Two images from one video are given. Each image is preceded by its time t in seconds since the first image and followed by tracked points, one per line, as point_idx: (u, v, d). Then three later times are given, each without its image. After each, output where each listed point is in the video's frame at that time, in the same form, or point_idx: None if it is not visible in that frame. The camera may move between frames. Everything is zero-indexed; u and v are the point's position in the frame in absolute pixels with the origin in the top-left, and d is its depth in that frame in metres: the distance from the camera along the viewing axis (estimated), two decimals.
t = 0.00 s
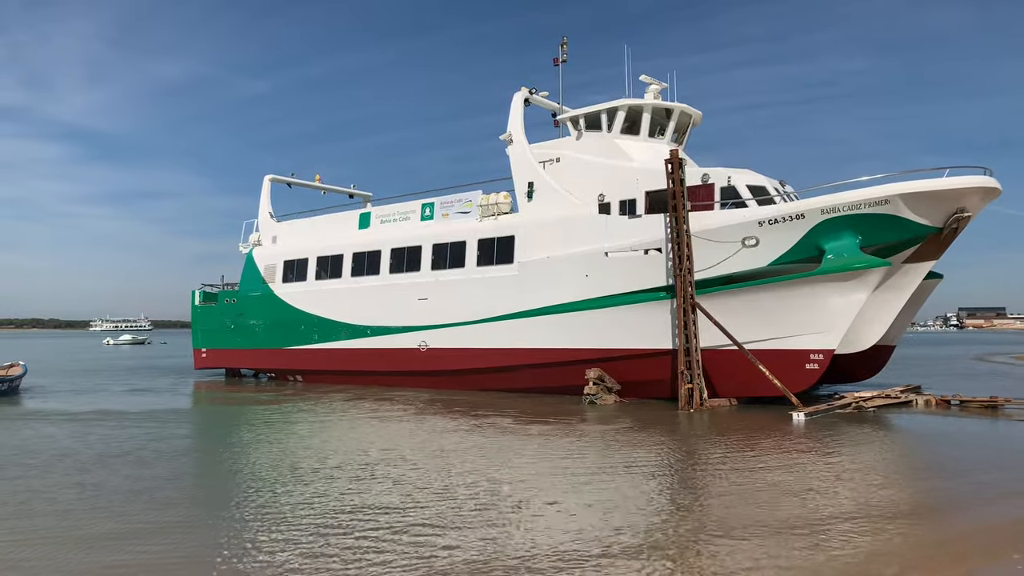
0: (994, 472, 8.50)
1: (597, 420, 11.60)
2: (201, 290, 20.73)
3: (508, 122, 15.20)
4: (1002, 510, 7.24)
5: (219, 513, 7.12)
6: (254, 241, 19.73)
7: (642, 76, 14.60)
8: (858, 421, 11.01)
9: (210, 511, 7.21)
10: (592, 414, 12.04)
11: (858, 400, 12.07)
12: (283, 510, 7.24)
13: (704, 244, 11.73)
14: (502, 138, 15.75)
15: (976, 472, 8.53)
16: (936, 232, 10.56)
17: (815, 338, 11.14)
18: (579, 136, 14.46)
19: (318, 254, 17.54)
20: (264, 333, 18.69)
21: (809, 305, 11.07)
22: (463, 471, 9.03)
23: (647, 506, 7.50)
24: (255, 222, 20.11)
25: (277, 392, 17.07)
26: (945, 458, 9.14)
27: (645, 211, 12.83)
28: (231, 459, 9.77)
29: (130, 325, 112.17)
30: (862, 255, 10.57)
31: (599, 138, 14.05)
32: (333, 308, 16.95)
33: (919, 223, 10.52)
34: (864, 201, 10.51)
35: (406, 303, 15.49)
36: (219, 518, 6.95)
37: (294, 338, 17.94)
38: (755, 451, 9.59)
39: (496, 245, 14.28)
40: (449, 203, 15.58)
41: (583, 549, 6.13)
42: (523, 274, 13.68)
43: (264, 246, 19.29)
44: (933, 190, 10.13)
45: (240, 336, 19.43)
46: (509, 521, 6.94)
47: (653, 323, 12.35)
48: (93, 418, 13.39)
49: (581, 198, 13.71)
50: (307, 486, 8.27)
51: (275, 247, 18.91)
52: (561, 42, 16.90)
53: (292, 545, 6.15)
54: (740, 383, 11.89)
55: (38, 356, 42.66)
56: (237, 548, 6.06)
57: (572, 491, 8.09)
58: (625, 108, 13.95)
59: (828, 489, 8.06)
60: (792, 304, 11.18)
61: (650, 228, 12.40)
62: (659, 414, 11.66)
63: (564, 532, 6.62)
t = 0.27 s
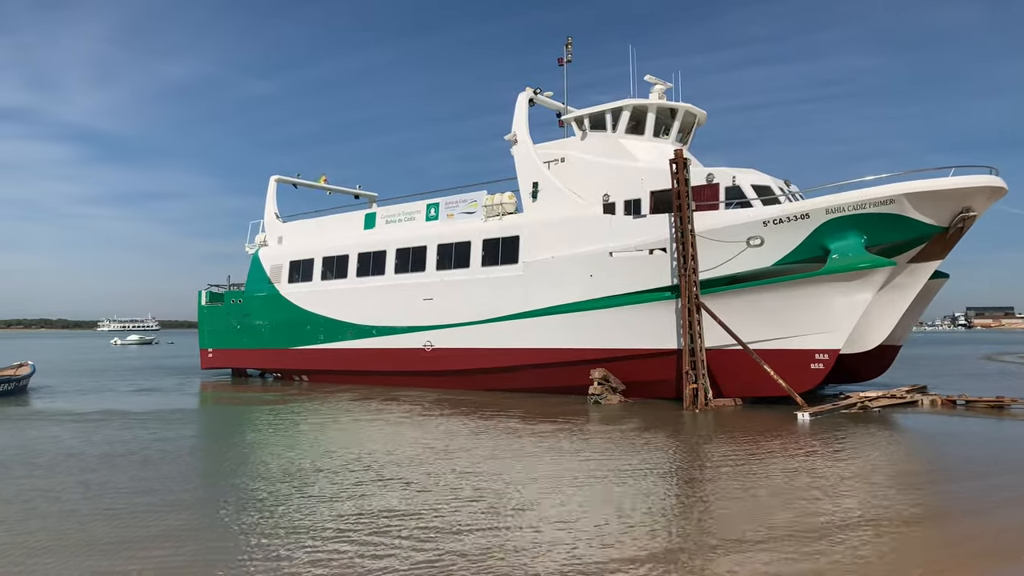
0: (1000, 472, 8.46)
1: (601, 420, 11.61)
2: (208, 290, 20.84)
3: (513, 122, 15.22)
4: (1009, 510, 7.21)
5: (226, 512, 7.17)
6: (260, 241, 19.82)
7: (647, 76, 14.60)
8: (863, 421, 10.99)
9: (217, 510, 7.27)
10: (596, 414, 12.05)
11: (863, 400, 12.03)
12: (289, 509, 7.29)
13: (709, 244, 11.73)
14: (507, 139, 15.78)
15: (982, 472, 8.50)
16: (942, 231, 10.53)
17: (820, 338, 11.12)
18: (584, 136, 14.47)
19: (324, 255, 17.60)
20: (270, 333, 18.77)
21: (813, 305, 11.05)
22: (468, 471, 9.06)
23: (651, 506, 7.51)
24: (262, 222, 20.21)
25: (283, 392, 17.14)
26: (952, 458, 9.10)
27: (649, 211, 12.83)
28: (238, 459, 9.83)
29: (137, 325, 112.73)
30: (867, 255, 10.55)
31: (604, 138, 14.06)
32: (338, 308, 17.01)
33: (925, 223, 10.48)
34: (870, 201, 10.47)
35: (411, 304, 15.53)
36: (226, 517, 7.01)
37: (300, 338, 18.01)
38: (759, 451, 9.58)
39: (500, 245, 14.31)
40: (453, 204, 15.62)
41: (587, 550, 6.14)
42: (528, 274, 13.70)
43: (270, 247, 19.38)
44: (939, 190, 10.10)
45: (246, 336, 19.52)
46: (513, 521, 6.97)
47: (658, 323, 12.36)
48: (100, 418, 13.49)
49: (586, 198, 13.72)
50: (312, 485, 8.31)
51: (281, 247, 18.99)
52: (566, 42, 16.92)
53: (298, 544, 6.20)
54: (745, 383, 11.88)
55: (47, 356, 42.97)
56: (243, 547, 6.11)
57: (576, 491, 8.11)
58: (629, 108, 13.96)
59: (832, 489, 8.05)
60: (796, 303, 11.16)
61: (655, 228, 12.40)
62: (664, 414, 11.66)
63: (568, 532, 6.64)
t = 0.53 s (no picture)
0: (1008, 472, 8.43)
1: (607, 419, 11.62)
2: (215, 290, 20.97)
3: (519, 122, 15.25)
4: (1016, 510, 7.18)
5: (235, 511, 7.24)
6: (268, 242, 19.93)
7: (653, 76, 14.60)
8: (869, 421, 10.96)
9: (226, 509, 7.34)
10: (602, 413, 12.07)
11: (870, 400, 12.00)
12: (297, 509, 7.36)
13: (715, 243, 11.73)
14: (513, 139, 15.82)
15: (989, 472, 8.47)
16: (949, 231, 10.49)
17: (826, 337, 11.10)
18: (590, 135, 14.49)
19: (330, 255, 17.69)
20: (277, 333, 18.87)
21: (820, 304, 11.03)
22: (474, 470, 9.10)
23: (657, 505, 7.53)
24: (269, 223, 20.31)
25: (290, 392, 17.23)
26: (959, 457, 9.08)
27: (655, 211, 12.84)
28: (246, 458, 9.90)
29: (146, 325, 113.42)
30: (874, 254, 10.52)
31: (610, 138, 14.07)
32: (345, 308, 17.09)
33: (932, 222, 10.45)
34: (876, 200, 10.45)
35: (417, 304, 15.59)
36: (235, 516, 7.08)
37: (307, 338, 18.10)
38: (765, 450, 9.58)
39: (506, 245, 14.34)
40: (459, 204, 15.67)
41: (592, 549, 6.17)
42: (534, 274, 13.73)
43: (277, 247, 19.48)
44: (946, 188, 10.07)
45: (253, 336, 19.63)
46: (520, 520, 7.01)
47: (664, 323, 12.36)
48: (110, 418, 13.60)
49: (592, 198, 13.73)
50: (320, 485, 8.37)
51: (288, 247, 19.09)
52: (572, 42, 16.94)
53: (306, 543, 6.26)
54: (751, 383, 11.87)
55: (56, 355, 43.33)
56: (252, 546, 6.17)
57: (582, 490, 8.14)
58: (635, 107, 13.97)
59: (839, 489, 8.04)
60: (803, 303, 11.14)
61: (660, 227, 12.40)
62: (670, 414, 11.67)
63: (574, 531, 6.68)
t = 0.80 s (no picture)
0: (1016, 471, 8.39)
1: (614, 419, 11.64)
2: (224, 290, 21.11)
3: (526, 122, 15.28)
4: None
5: (243, 511, 7.31)
6: (276, 242, 20.04)
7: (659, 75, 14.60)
8: (877, 420, 10.92)
9: (235, 508, 7.41)
10: (609, 413, 12.09)
11: (878, 399, 11.97)
12: (305, 508, 7.42)
13: (722, 243, 11.72)
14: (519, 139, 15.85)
15: (997, 471, 8.43)
16: (957, 230, 10.46)
17: (834, 336, 11.08)
18: (596, 135, 14.51)
19: (338, 255, 17.78)
20: (285, 333, 18.98)
21: (827, 303, 11.01)
22: (481, 470, 9.15)
23: (663, 505, 7.54)
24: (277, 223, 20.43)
25: (298, 391, 17.33)
26: (967, 456, 9.05)
27: (662, 210, 12.83)
28: (255, 458, 9.97)
29: (155, 325, 114.27)
30: (881, 253, 10.49)
31: (616, 137, 14.09)
32: (353, 308, 17.17)
33: (940, 221, 10.41)
34: (884, 199, 10.41)
35: (424, 303, 15.65)
36: (243, 516, 7.14)
37: (315, 338, 18.20)
38: (772, 450, 9.57)
39: (513, 245, 14.38)
40: (466, 204, 15.71)
41: (599, 549, 6.18)
42: (540, 274, 13.76)
43: (285, 247, 19.59)
44: (954, 187, 10.02)
45: (262, 336, 19.75)
46: (526, 520, 7.04)
47: (670, 322, 12.36)
48: (121, 418, 13.72)
49: (598, 198, 13.74)
50: (328, 485, 8.44)
51: (296, 248, 19.20)
52: (579, 42, 16.96)
53: (314, 542, 6.32)
54: (758, 382, 11.86)
55: (68, 355, 43.78)
56: (260, 545, 6.23)
57: (588, 490, 8.16)
58: (642, 107, 13.97)
59: (846, 488, 8.03)
60: (810, 302, 11.12)
61: (667, 227, 12.40)
62: (676, 413, 11.68)
63: (579, 531, 6.70)
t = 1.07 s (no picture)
0: None
1: (620, 419, 11.64)
2: (232, 291, 21.23)
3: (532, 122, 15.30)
4: None
5: (252, 510, 7.38)
6: (283, 243, 20.13)
7: (666, 75, 14.60)
8: (885, 420, 10.89)
9: (244, 507, 7.49)
10: (615, 413, 12.10)
11: (885, 400, 11.93)
12: (313, 507, 7.48)
13: (728, 243, 11.70)
14: (525, 139, 15.87)
15: (1005, 472, 8.40)
16: (965, 229, 10.42)
17: (841, 337, 11.05)
18: (602, 135, 14.52)
19: (345, 255, 17.85)
20: (293, 333, 19.07)
21: (834, 303, 10.98)
22: (487, 470, 9.18)
23: (670, 505, 7.56)
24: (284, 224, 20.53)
25: (306, 391, 17.42)
26: (975, 457, 9.02)
27: (668, 210, 12.83)
28: (263, 458, 10.03)
29: (164, 325, 115.06)
30: (889, 253, 10.46)
31: (622, 138, 14.09)
32: (360, 308, 17.24)
33: (947, 220, 10.37)
34: (891, 198, 10.38)
35: (431, 304, 15.69)
36: (252, 515, 7.21)
37: (322, 338, 18.28)
38: (779, 450, 9.56)
39: (519, 245, 14.40)
40: (472, 204, 15.75)
41: (606, 548, 6.20)
42: (546, 274, 13.78)
43: (292, 248, 19.69)
44: (961, 187, 9.98)
45: (269, 336, 19.85)
46: (533, 520, 7.07)
47: (676, 322, 12.36)
48: (130, 418, 13.81)
49: (604, 198, 13.75)
50: (335, 484, 8.50)
51: (303, 248, 19.28)
52: (585, 42, 16.98)
53: (324, 541, 6.37)
54: (765, 383, 11.83)
55: (77, 356, 44.10)
56: (270, 543, 6.29)
57: (595, 490, 8.19)
58: (648, 107, 13.98)
59: (853, 489, 8.02)
60: (817, 302, 11.09)
61: (673, 227, 12.39)
62: (683, 413, 11.67)
63: (586, 531, 6.72)
